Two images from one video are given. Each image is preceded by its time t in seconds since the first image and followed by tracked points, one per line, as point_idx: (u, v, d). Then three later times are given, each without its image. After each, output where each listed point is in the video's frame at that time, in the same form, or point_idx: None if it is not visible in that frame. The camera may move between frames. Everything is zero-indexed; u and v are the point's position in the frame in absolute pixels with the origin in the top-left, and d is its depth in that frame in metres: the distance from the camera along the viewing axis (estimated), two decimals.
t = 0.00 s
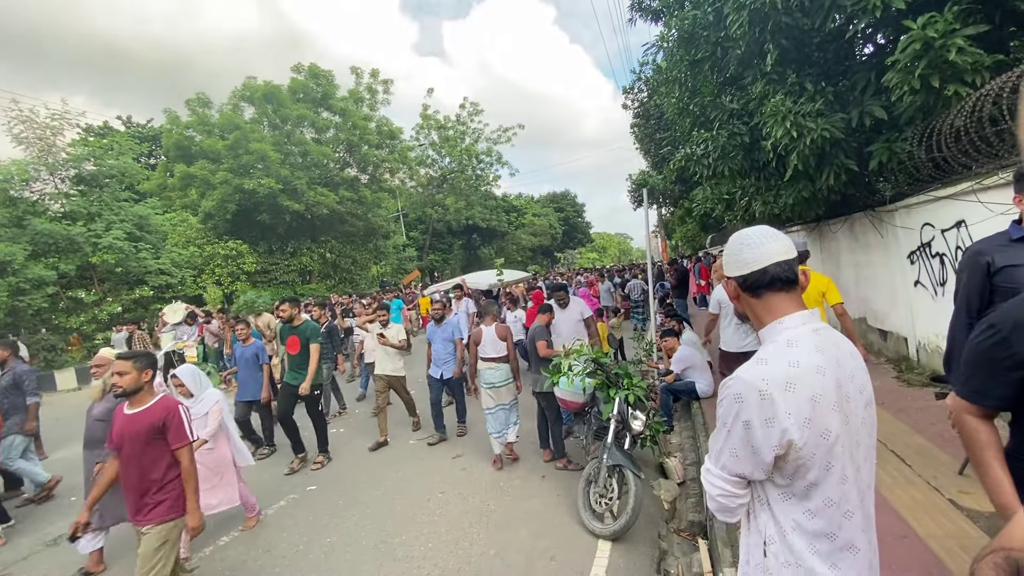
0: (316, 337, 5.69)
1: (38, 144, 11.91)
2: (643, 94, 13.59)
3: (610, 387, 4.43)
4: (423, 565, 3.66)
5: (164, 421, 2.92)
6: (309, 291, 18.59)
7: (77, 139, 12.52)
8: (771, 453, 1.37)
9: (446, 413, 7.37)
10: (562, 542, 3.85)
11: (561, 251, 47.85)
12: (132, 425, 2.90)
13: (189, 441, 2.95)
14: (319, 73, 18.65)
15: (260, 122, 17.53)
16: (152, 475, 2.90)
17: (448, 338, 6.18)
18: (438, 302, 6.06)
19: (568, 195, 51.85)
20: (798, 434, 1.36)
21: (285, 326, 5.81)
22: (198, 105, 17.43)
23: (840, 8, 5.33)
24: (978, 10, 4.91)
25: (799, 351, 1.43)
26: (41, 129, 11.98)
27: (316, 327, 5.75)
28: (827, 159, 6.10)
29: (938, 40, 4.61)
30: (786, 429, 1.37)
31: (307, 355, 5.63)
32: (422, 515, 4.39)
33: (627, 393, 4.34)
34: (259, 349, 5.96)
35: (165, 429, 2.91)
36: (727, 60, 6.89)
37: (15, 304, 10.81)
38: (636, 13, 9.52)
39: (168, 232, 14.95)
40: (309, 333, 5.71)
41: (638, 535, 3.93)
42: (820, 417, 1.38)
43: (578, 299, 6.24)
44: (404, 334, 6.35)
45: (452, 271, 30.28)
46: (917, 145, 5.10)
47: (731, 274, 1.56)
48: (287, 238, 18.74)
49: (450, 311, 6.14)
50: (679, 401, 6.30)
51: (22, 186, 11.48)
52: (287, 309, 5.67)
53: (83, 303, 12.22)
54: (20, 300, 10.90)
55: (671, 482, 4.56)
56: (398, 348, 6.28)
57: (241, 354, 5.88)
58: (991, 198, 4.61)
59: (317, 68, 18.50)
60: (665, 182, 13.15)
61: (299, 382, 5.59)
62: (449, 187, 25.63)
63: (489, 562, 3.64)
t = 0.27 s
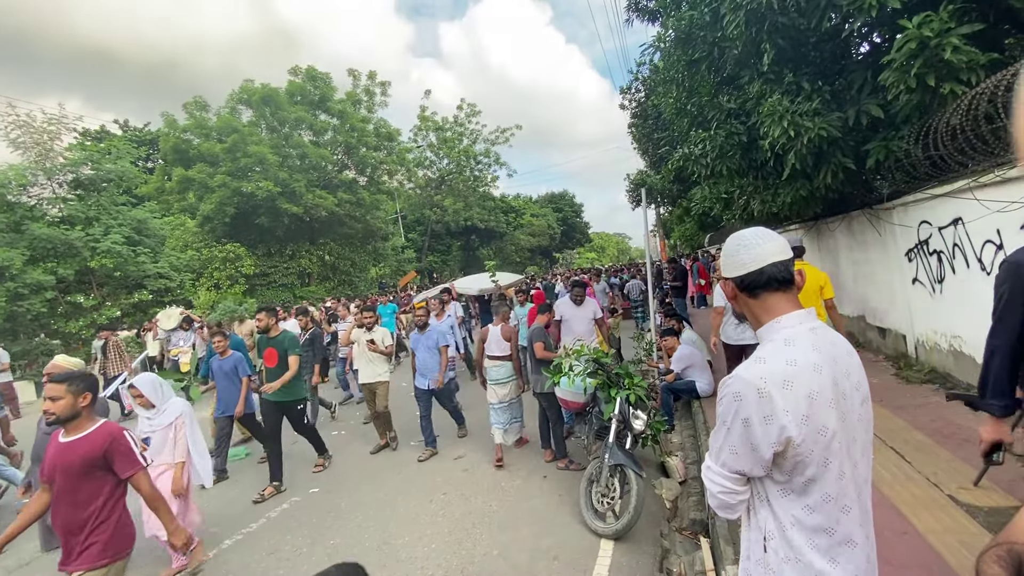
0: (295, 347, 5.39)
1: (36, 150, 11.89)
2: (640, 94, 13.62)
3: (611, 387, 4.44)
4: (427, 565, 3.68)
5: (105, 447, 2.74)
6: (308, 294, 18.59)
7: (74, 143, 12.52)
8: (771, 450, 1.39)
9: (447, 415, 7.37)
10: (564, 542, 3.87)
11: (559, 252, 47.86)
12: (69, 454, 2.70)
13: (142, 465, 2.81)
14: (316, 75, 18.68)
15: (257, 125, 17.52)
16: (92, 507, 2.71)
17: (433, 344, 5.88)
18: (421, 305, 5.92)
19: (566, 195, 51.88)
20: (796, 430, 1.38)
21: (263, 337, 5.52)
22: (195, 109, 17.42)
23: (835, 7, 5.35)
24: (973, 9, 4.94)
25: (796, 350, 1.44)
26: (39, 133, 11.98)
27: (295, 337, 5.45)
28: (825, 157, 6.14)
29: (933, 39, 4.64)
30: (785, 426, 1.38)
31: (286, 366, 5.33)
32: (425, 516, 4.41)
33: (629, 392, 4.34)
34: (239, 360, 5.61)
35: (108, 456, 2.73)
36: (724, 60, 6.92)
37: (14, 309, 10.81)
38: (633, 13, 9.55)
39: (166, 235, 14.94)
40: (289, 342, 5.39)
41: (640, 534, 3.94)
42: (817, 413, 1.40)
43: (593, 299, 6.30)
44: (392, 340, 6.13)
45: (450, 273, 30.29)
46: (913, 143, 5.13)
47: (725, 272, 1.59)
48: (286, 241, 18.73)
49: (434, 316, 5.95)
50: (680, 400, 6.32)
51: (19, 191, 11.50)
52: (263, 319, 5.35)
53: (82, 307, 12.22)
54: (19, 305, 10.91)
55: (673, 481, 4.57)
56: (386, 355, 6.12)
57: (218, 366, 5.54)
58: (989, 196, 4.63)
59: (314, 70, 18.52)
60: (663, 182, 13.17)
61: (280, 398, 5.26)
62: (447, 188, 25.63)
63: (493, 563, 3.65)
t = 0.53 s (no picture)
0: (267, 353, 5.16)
1: (31, 155, 11.83)
2: (635, 95, 13.64)
3: (608, 387, 4.44)
4: (425, 567, 3.67)
5: None
6: (305, 296, 18.56)
7: (69, 148, 12.47)
8: (759, 447, 1.40)
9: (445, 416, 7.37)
10: (562, 542, 3.87)
11: (556, 253, 47.93)
12: None
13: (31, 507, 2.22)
14: (311, 78, 18.67)
15: (253, 128, 17.48)
16: None
17: (415, 350, 5.53)
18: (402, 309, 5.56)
19: (563, 197, 51.97)
20: (784, 427, 1.39)
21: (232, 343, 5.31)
22: (190, 113, 17.38)
23: (827, 7, 5.38)
24: (964, 8, 4.97)
25: (782, 347, 1.45)
26: (33, 138, 11.92)
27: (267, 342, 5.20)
28: (819, 156, 6.17)
29: (924, 38, 4.67)
30: (772, 423, 1.39)
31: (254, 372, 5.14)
32: (423, 518, 4.41)
33: (625, 392, 4.35)
34: (210, 365, 5.50)
35: None
36: (717, 60, 6.95)
37: (9, 315, 10.76)
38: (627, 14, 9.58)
39: (162, 240, 14.89)
40: (258, 348, 5.14)
41: (638, 533, 3.95)
42: (805, 410, 1.41)
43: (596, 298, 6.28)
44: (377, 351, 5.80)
45: (447, 274, 30.29)
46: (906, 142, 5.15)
47: (709, 270, 1.63)
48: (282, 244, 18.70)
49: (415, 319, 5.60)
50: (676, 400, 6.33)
51: (14, 197, 11.45)
52: (230, 324, 5.17)
53: (77, 313, 12.15)
54: (14, 311, 10.85)
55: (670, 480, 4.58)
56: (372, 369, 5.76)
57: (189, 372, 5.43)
58: (980, 193, 4.66)
59: (309, 73, 18.51)
60: (658, 182, 13.20)
61: (248, 405, 5.02)
62: (444, 190, 25.65)
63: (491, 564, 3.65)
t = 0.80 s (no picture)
0: (241, 367, 4.79)
1: (26, 161, 11.79)
2: (630, 96, 13.69)
3: (605, 388, 4.45)
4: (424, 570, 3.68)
5: None
6: (303, 300, 18.54)
7: (64, 154, 12.45)
8: (752, 448, 1.41)
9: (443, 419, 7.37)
10: (561, 544, 3.87)
11: (553, 254, 48.00)
12: None
13: None
14: (307, 82, 18.67)
15: (249, 132, 17.48)
16: None
17: (399, 364, 5.26)
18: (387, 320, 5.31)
19: (560, 198, 52.04)
20: (776, 428, 1.40)
21: (203, 356, 4.92)
22: (186, 117, 17.37)
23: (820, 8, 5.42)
24: (955, 8, 5.01)
25: (770, 349, 1.47)
26: (29, 144, 11.90)
27: (239, 357, 4.82)
28: (812, 156, 6.21)
29: (916, 39, 4.70)
30: (765, 424, 1.40)
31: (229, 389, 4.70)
32: (422, 521, 4.41)
33: (621, 393, 4.36)
34: (183, 381, 5.00)
35: None
36: (711, 62, 6.98)
37: (5, 321, 10.71)
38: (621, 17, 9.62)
39: (158, 244, 14.86)
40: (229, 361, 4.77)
41: (636, 535, 3.95)
42: (795, 410, 1.43)
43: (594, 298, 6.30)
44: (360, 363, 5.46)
45: (445, 277, 30.30)
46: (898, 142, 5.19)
47: (694, 271, 1.64)
48: (279, 248, 18.69)
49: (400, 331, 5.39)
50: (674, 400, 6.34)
51: (9, 203, 11.41)
52: (200, 336, 4.78)
53: (74, 319, 12.10)
54: (10, 317, 10.79)
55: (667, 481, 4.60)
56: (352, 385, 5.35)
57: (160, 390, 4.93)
58: (972, 192, 4.70)
59: (305, 77, 18.53)
60: (654, 183, 13.22)
61: (220, 424, 4.59)
62: (440, 192, 25.66)
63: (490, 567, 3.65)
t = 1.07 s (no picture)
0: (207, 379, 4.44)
1: (24, 168, 11.79)
2: (627, 98, 13.72)
3: (605, 391, 4.45)
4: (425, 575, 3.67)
5: None
6: (302, 304, 18.54)
7: (62, 160, 12.46)
8: (760, 454, 1.41)
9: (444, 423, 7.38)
10: (562, 547, 3.87)
11: (552, 256, 48.05)
12: None
13: None
14: (305, 86, 18.70)
15: (247, 137, 17.50)
16: None
17: (382, 374, 5.08)
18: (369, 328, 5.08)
19: (558, 200, 52.11)
20: (783, 433, 1.40)
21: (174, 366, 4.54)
22: (185, 122, 17.38)
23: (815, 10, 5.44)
24: (950, 9, 5.03)
25: (773, 353, 1.48)
26: (27, 151, 11.91)
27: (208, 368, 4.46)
28: (810, 157, 6.23)
29: (911, 39, 4.72)
30: (771, 429, 1.40)
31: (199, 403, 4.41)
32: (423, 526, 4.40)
33: (621, 396, 4.36)
34: (153, 393, 4.50)
35: None
36: (708, 64, 7.00)
37: (3, 328, 10.67)
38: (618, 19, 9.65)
39: (157, 250, 14.86)
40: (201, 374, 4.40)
41: (637, 537, 3.95)
42: (799, 413, 1.44)
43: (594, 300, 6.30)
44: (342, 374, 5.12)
45: (444, 280, 30.31)
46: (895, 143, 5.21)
47: (688, 276, 1.66)
48: (278, 252, 18.70)
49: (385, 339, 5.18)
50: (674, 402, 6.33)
51: (7, 210, 11.39)
52: (169, 345, 4.40)
53: (73, 325, 12.09)
54: (8, 324, 10.75)
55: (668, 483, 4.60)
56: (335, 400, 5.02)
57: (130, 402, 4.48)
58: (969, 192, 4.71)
59: (303, 82, 18.56)
60: (652, 184, 13.24)
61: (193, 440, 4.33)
62: (439, 195, 25.69)
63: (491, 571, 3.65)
